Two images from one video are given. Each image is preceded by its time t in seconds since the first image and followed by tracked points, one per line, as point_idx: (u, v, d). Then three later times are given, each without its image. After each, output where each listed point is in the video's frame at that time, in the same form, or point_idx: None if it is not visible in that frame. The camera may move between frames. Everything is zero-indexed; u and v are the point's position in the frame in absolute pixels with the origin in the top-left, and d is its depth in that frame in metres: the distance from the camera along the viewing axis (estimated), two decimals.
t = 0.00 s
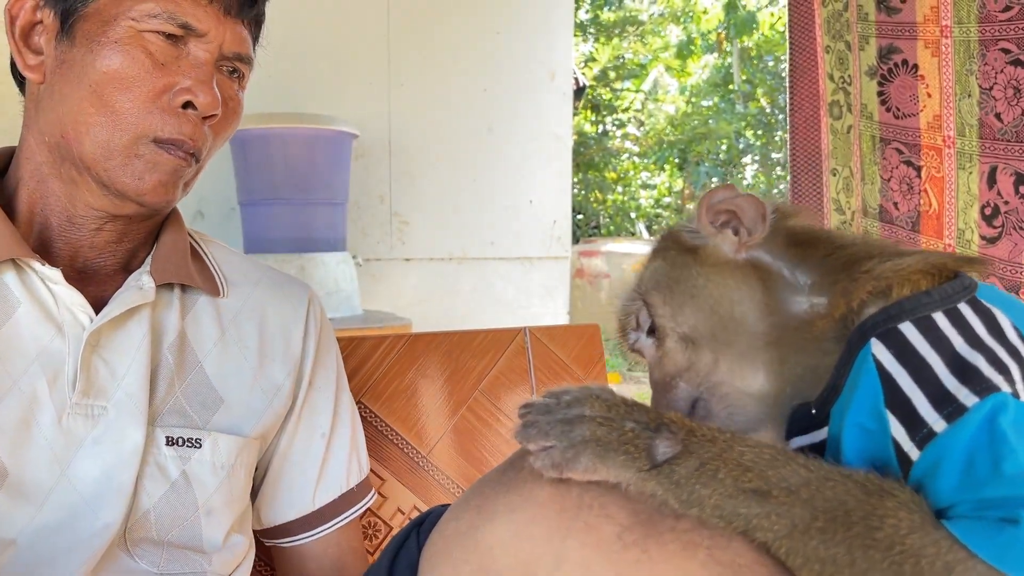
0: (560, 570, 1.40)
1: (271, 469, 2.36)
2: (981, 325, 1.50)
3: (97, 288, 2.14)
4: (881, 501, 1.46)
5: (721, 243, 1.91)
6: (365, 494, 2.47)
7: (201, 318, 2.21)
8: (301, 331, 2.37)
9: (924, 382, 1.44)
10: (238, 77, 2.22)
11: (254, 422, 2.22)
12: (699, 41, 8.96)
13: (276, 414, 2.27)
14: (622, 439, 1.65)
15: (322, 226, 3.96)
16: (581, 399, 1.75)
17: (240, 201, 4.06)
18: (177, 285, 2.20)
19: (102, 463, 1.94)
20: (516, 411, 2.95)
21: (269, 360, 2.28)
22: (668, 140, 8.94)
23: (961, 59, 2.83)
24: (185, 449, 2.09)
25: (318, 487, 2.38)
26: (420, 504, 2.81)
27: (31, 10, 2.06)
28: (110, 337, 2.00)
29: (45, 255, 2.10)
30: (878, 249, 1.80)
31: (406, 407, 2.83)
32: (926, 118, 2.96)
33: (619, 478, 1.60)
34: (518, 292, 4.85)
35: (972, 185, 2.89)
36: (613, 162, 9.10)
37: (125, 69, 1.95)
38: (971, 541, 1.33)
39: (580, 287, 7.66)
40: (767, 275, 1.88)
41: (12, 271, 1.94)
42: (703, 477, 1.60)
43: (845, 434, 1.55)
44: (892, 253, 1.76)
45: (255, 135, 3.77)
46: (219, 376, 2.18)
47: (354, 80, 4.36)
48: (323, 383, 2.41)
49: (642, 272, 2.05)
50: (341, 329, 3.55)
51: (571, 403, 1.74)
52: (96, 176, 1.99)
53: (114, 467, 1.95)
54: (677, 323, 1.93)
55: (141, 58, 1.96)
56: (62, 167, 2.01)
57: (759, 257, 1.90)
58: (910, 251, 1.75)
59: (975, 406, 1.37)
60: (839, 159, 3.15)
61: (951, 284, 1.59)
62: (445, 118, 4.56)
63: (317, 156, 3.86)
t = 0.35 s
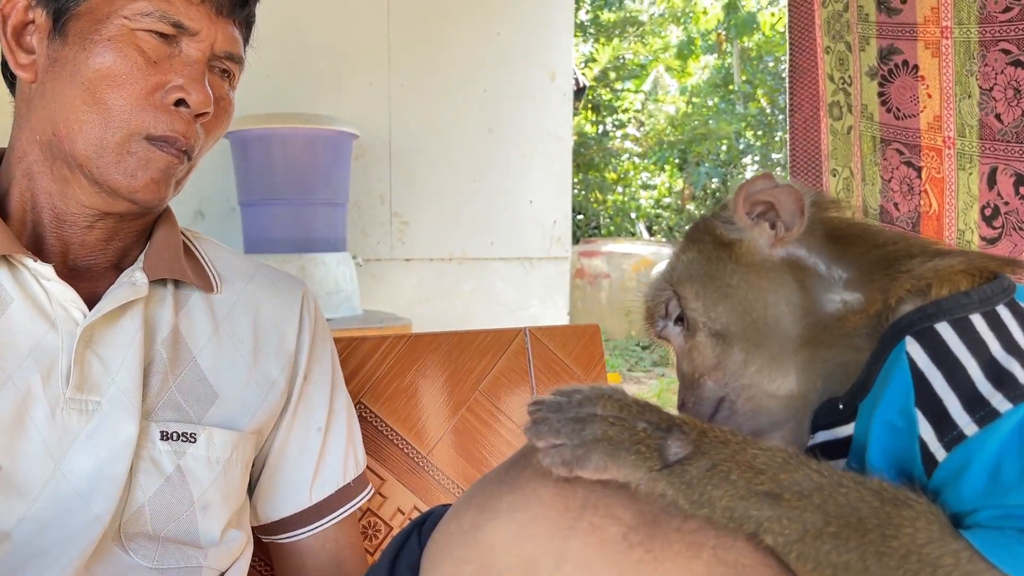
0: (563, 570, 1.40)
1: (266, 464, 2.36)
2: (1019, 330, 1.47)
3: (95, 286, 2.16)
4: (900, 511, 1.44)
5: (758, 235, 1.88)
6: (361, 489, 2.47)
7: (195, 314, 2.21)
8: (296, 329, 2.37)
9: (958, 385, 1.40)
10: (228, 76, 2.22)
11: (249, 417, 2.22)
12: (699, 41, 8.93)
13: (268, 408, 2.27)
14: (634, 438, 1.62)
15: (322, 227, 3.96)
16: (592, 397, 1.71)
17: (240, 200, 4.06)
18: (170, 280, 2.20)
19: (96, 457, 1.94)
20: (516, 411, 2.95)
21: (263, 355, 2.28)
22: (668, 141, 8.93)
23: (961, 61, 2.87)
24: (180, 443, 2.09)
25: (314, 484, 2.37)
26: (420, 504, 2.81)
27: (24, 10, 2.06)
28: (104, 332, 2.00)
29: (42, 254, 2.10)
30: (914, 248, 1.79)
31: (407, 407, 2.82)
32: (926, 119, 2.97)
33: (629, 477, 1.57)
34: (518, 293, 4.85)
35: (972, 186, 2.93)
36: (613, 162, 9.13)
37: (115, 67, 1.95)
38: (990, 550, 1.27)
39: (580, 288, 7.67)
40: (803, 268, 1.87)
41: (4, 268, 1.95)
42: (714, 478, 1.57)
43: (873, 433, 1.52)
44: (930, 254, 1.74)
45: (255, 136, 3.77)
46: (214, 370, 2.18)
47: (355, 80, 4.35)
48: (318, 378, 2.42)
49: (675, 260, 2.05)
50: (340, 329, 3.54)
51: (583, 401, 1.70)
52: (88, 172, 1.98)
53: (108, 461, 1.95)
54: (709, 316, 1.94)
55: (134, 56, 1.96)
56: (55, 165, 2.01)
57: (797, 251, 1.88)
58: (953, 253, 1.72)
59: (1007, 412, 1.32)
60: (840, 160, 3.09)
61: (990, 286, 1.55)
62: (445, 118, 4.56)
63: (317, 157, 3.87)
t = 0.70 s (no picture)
0: (565, 571, 1.40)
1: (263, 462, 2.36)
2: (1020, 331, 1.46)
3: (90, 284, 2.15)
4: (901, 513, 1.44)
5: (761, 240, 1.92)
6: (358, 486, 2.46)
7: (190, 313, 2.21)
8: (290, 328, 2.36)
9: (958, 388, 1.40)
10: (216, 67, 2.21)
11: (246, 415, 2.22)
12: (700, 42, 8.96)
13: (264, 406, 2.26)
14: (635, 440, 1.64)
15: (322, 227, 3.96)
16: (595, 399, 1.74)
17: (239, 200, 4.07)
18: (165, 278, 2.20)
19: (92, 456, 1.94)
20: (517, 412, 2.95)
21: (259, 354, 2.28)
22: (669, 141, 8.96)
23: (962, 61, 2.87)
24: (177, 442, 2.09)
25: (310, 482, 2.37)
26: (421, 505, 2.81)
27: (4, 12, 2.04)
28: (99, 331, 2.00)
29: (37, 252, 2.10)
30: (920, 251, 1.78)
31: (407, 407, 2.82)
32: (926, 119, 2.97)
33: (631, 479, 1.60)
34: (518, 293, 4.85)
35: (972, 186, 2.92)
36: (613, 162, 9.11)
37: (99, 65, 1.95)
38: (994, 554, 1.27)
39: (580, 288, 7.66)
40: (807, 273, 1.87)
41: None
42: (716, 480, 1.60)
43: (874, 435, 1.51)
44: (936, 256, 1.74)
45: (254, 136, 3.77)
46: (210, 369, 2.18)
47: (355, 80, 4.35)
48: (314, 377, 2.41)
49: (678, 263, 2.05)
50: (340, 329, 3.54)
51: (585, 403, 1.73)
52: (79, 173, 1.99)
53: (103, 460, 1.95)
54: (714, 320, 1.94)
55: (119, 53, 1.96)
56: (45, 166, 2.02)
57: (801, 255, 1.89)
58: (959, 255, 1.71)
59: (1008, 414, 1.32)
60: (840, 159, 3.10)
61: (989, 290, 1.54)
62: (445, 117, 4.55)
63: (317, 157, 3.86)
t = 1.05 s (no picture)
0: (568, 570, 1.40)
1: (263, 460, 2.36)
2: None
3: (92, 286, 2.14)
4: (903, 514, 1.44)
5: (777, 237, 1.92)
6: (360, 487, 2.46)
7: (192, 314, 2.21)
8: (293, 328, 2.36)
9: (964, 389, 1.40)
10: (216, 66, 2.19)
11: (248, 416, 2.22)
12: (700, 41, 8.96)
13: (266, 406, 2.26)
14: (638, 441, 1.62)
15: (323, 227, 3.96)
16: (598, 399, 1.71)
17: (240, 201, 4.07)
18: (168, 280, 2.20)
19: (95, 458, 1.94)
20: (517, 412, 2.95)
21: (261, 355, 2.28)
22: (669, 141, 8.97)
23: (963, 62, 2.86)
24: (179, 444, 2.09)
25: (312, 483, 2.37)
26: (422, 505, 2.80)
27: (0, 14, 2.03)
28: (102, 332, 2.00)
29: (40, 254, 2.10)
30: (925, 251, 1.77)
31: (408, 407, 2.82)
32: (927, 120, 2.97)
33: (633, 479, 1.58)
34: (519, 293, 4.85)
35: (973, 187, 2.92)
36: (613, 162, 9.11)
37: (95, 69, 1.94)
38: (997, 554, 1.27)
39: (580, 288, 7.67)
40: (821, 271, 1.87)
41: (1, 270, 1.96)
42: (718, 480, 1.59)
43: (878, 437, 1.51)
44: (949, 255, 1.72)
45: (255, 136, 3.77)
46: (213, 370, 2.18)
47: (355, 80, 4.35)
48: (316, 377, 2.41)
49: (690, 260, 2.03)
50: (339, 330, 3.53)
51: (588, 403, 1.70)
52: (80, 176, 1.99)
53: (106, 462, 1.95)
54: (730, 318, 1.93)
55: (115, 57, 1.95)
56: (45, 169, 2.02)
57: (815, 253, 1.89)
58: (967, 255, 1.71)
59: (1013, 416, 1.32)
60: (841, 160, 3.13)
61: (995, 291, 1.53)
62: (446, 117, 4.55)
63: (317, 156, 3.86)
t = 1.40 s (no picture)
0: (570, 571, 1.42)
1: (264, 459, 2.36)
2: None
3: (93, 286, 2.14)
4: (907, 517, 1.43)
5: (793, 236, 1.90)
6: (360, 487, 2.46)
7: (193, 314, 2.21)
8: (293, 327, 2.37)
9: (976, 389, 1.41)
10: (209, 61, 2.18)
11: (248, 418, 2.22)
12: (700, 41, 8.92)
13: (266, 406, 2.26)
14: (641, 440, 1.57)
15: (324, 227, 3.96)
16: (601, 397, 1.66)
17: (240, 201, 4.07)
18: (168, 282, 2.20)
19: (94, 460, 1.94)
20: (517, 411, 2.95)
21: (261, 355, 2.28)
22: (669, 141, 8.99)
23: (963, 62, 2.87)
24: (178, 446, 2.09)
25: (312, 483, 2.37)
26: (422, 505, 2.80)
27: None
28: (102, 334, 2.00)
29: (40, 254, 2.10)
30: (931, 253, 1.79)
31: (408, 407, 2.83)
32: (927, 120, 2.98)
33: (635, 479, 1.54)
34: (519, 293, 4.85)
35: (973, 187, 2.93)
36: (613, 162, 9.10)
37: (86, 70, 1.93)
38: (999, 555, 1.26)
39: (580, 288, 7.66)
40: (839, 270, 1.86)
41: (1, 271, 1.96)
42: (721, 481, 1.55)
43: (888, 436, 1.52)
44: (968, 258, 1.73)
45: (255, 135, 3.77)
46: (213, 371, 2.18)
47: (356, 80, 4.36)
48: (317, 376, 2.42)
49: (706, 259, 2.02)
50: (339, 330, 3.53)
51: (591, 402, 1.64)
52: (76, 178, 1.98)
53: (106, 464, 1.95)
54: (747, 319, 1.91)
55: (106, 58, 1.94)
56: (42, 172, 2.02)
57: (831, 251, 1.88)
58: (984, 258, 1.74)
59: None
60: (841, 159, 3.10)
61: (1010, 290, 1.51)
62: (446, 117, 4.55)
63: (317, 156, 3.86)
